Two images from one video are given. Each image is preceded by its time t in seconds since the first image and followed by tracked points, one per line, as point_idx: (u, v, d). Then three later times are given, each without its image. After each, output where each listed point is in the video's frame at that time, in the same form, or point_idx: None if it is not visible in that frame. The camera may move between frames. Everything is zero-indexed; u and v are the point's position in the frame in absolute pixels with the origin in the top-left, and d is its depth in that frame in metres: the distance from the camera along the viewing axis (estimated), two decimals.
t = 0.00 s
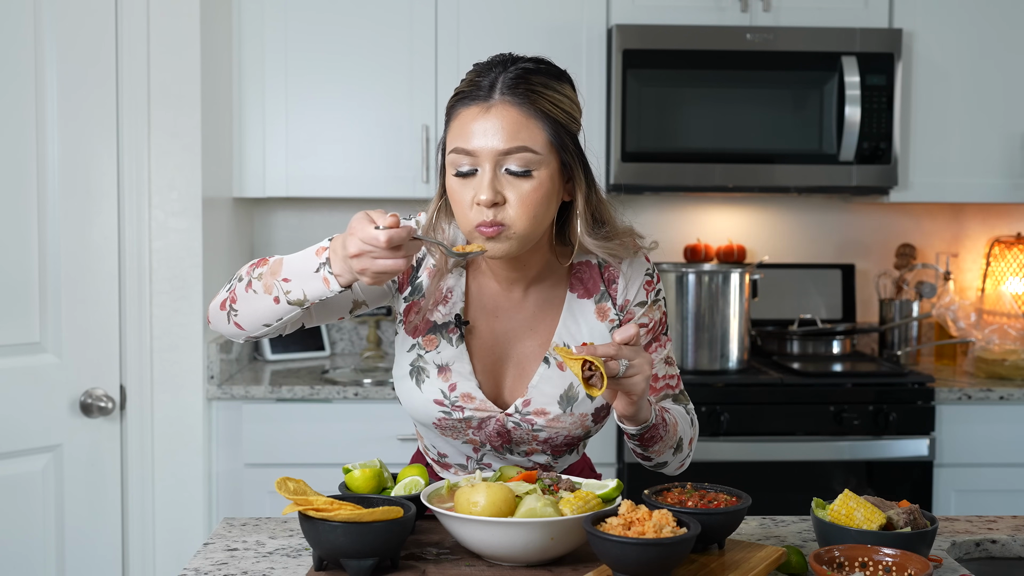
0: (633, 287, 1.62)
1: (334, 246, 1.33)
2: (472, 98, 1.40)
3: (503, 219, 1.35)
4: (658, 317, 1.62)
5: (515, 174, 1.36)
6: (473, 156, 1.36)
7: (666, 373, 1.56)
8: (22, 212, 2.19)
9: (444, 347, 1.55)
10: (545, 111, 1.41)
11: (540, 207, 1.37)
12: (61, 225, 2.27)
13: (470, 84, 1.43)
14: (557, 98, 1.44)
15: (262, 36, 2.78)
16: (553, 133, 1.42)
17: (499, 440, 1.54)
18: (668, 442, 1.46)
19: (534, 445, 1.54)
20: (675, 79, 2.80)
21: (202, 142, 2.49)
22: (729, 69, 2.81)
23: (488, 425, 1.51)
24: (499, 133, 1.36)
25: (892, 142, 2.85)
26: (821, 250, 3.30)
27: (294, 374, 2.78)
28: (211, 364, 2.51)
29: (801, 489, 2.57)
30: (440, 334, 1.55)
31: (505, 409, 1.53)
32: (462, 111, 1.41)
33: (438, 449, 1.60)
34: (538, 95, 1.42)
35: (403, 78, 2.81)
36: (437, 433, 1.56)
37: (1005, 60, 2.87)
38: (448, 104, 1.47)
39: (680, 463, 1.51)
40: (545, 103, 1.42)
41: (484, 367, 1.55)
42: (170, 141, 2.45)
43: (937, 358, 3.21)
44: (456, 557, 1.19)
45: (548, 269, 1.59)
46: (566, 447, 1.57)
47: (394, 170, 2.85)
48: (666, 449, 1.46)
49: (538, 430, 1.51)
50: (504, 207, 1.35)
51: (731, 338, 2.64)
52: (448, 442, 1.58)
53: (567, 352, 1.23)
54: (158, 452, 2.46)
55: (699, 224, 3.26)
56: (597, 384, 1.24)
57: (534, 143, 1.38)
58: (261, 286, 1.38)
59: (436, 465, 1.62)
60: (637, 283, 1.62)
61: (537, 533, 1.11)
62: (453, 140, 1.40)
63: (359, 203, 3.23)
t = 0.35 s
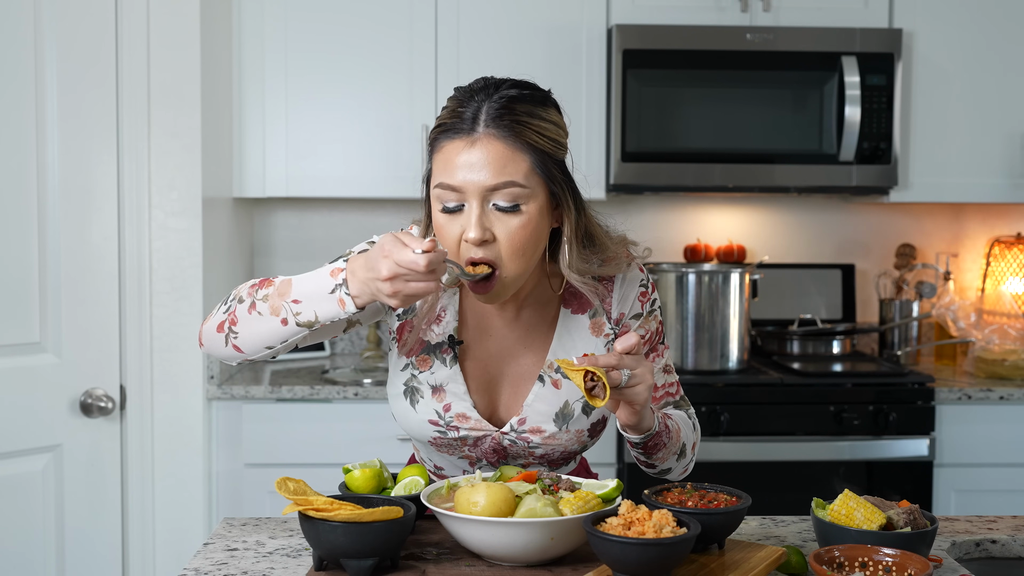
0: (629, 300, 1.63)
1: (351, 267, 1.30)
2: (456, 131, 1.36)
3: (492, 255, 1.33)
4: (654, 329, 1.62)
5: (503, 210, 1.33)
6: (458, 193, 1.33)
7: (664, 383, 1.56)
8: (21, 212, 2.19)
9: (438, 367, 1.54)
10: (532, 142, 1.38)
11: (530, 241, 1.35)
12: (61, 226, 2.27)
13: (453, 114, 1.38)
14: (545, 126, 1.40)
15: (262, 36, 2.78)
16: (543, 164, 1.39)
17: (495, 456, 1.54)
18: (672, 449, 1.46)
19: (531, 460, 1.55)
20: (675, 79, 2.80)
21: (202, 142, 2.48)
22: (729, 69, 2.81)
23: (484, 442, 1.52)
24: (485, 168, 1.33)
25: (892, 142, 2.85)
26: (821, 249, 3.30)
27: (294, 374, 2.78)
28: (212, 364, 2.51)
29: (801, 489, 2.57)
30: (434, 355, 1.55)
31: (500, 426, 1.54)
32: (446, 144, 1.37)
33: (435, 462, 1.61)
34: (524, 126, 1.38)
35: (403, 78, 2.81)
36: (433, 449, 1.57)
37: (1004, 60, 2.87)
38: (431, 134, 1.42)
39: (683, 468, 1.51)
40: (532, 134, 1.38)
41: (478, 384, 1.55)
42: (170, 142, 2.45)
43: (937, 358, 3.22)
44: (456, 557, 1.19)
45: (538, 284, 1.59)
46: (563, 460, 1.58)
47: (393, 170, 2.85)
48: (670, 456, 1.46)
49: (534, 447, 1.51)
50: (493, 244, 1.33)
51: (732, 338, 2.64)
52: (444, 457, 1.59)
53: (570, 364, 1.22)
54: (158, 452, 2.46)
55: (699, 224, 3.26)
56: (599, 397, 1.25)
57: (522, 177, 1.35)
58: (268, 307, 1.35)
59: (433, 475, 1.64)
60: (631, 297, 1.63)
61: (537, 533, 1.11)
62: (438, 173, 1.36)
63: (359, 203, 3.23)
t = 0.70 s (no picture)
0: (624, 306, 1.63)
1: (361, 296, 1.30)
2: (449, 171, 1.32)
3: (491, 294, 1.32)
4: (649, 334, 1.63)
5: (500, 250, 1.31)
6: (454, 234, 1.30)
7: (661, 387, 1.58)
8: (21, 212, 2.19)
9: (434, 385, 1.54)
10: (527, 179, 1.35)
11: (527, 277, 1.34)
12: (60, 226, 2.27)
13: (444, 152, 1.34)
14: (538, 159, 1.37)
15: (262, 36, 2.78)
16: (538, 200, 1.36)
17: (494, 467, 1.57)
18: (671, 453, 1.46)
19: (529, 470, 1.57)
20: (674, 79, 2.80)
21: (202, 142, 2.48)
22: (729, 69, 2.81)
23: (482, 455, 1.54)
24: (481, 210, 1.29)
25: (892, 142, 2.85)
26: (821, 249, 3.30)
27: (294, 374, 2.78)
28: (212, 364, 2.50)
29: (801, 488, 2.57)
30: (430, 373, 1.55)
31: (497, 439, 1.54)
32: (439, 183, 1.32)
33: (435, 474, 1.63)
34: (519, 163, 1.34)
35: (403, 78, 2.81)
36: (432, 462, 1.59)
37: (1004, 60, 2.87)
38: (420, 169, 1.38)
39: (682, 470, 1.51)
40: (527, 171, 1.35)
41: (476, 399, 1.55)
42: (170, 142, 2.45)
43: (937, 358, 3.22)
44: (456, 557, 1.19)
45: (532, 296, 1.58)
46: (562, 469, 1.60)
47: (393, 170, 2.85)
48: (669, 459, 1.46)
49: (532, 458, 1.53)
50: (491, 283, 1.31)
51: (732, 338, 2.64)
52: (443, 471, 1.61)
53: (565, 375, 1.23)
54: (159, 452, 2.46)
55: (699, 224, 3.26)
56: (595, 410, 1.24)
57: (518, 216, 1.32)
58: (273, 337, 1.35)
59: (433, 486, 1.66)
60: (626, 302, 1.63)
61: (537, 533, 1.11)
62: (431, 213, 1.32)
63: (359, 203, 3.23)
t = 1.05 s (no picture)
0: (623, 300, 1.61)
1: (334, 311, 1.30)
2: (456, 168, 1.31)
3: (500, 289, 1.32)
4: (648, 329, 1.63)
5: (509, 245, 1.31)
6: (462, 230, 1.30)
7: (659, 383, 1.59)
8: (21, 212, 2.19)
9: (432, 378, 1.54)
10: (535, 173, 1.33)
11: (536, 271, 1.34)
12: (60, 225, 2.27)
13: (450, 148, 1.33)
14: (544, 153, 1.35)
15: (262, 36, 2.78)
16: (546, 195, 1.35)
17: (493, 461, 1.58)
18: (667, 449, 1.45)
19: (528, 463, 1.58)
20: (675, 79, 2.80)
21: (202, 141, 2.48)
22: (729, 69, 2.81)
23: (482, 448, 1.55)
24: (489, 206, 1.29)
25: (892, 142, 2.85)
26: (821, 249, 3.30)
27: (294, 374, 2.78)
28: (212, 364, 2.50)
29: (801, 488, 2.57)
30: (427, 365, 1.54)
31: (497, 432, 1.55)
32: (446, 180, 1.31)
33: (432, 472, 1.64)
34: (528, 159, 1.33)
35: (402, 77, 2.81)
36: (431, 458, 1.60)
37: (1004, 60, 2.87)
38: (425, 165, 1.37)
39: (679, 468, 1.50)
40: (535, 167, 1.33)
41: (475, 392, 1.55)
42: (170, 141, 2.44)
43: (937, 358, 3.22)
44: (456, 557, 1.19)
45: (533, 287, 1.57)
46: (561, 462, 1.61)
47: (393, 170, 2.85)
48: (665, 456, 1.46)
49: (531, 450, 1.55)
50: (501, 278, 1.31)
51: (732, 338, 2.64)
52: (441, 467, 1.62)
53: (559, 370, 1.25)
54: (159, 451, 2.46)
55: (699, 224, 3.26)
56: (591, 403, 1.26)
57: (527, 211, 1.31)
58: (256, 347, 1.36)
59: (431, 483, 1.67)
60: (625, 297, 1.62)
61: (537, 533, 1.11)
62: (439, 209, 1.32)
63: (359, 203, 3.23)
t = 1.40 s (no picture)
0: (625, 275, 1.62)
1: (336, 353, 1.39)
2: (468, 130, 1.32)
3: (506, 251, 1.33)
4: (649, 307, 1.63)
5: (518, 208, 1.32)
6: (472, 191, 1.31)
7: (657, 363, 1.58)
8: (20, 211, 2.19)
9: (430, 348, 1.53)
10: (546, 139, 1.35)
11: (541, 235, 1.35)
12: (60, 224, 2.27)
13: (464, 110, 1.34)
14: (556, 120, 1.37)
15: (262, 36, 2.78)
16: (556, 161, 1.36)
17: (494, 435, 1.58)
18: (660, 435, 1.45)
19: (529, 439, 1.58)
20: (675, 79, 2.80)
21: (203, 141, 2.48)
22: (729, 69, 2.81)
23: (481, 421, 1.55)
24: (500, 168, 1.30)
25: (892, 142, 2.85)
26: (821, 249, 3.30)
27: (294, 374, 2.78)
28: (212, 364, 2.49)
29: (801, 488, 2.58)
30: (425, 335, 1.54)
31: (497, 404, 1.54)
32: (458, 142, 1.33)
33: (432, 452, 1.64)
34: (540, 125, 1.34)
35: (402, 78, 2.81)
36: (431, 434, 1.60)
37: (1004, 61, 2.87)
38: (438, 126, 1.38)
39: (673, 453, 1.50)
40: (546, 133, 1.35)
41: (475, 363, 1.54)
42: (170, 141, 2.44)
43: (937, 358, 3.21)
44: (456, 557, 1.19)
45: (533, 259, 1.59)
46: (561, 440, 1.60)
47: (393, 171, 2.85)
48: (658, 442, 1.46)
49: (531, 423, 1.54)
50: (507, 240, 1.32)
51: (731, 338, 2.64)
52: (441, 446, 1.62)
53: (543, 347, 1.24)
54: (158, 452, 2.46)
55: (699, 224, 3.26)
56: (574, 381, 1.26)
57: (537, 175, 1.32)
58: (276, 389, 1.46)
59: (431, 464, 1.66)
60: (627, 274, 1.62)
61: (537, 533, 1.11)
62: (449, 169, 1.33)
63: (359, 204, 3.23)
